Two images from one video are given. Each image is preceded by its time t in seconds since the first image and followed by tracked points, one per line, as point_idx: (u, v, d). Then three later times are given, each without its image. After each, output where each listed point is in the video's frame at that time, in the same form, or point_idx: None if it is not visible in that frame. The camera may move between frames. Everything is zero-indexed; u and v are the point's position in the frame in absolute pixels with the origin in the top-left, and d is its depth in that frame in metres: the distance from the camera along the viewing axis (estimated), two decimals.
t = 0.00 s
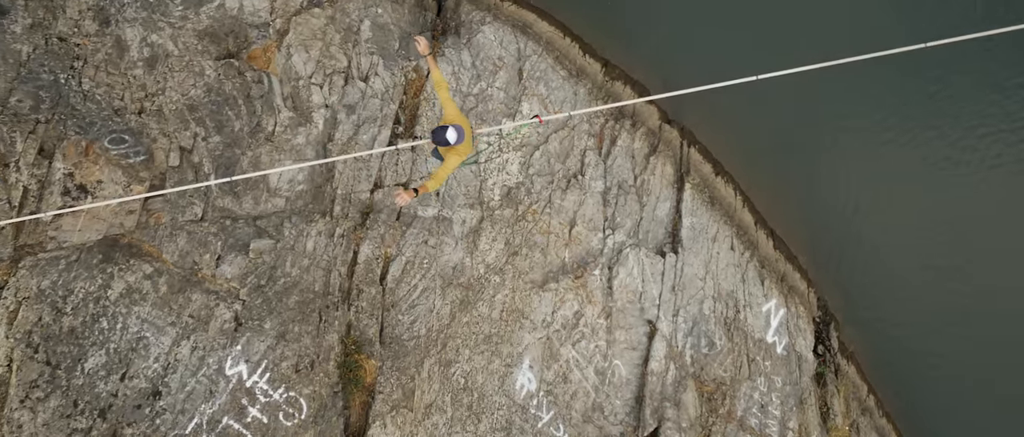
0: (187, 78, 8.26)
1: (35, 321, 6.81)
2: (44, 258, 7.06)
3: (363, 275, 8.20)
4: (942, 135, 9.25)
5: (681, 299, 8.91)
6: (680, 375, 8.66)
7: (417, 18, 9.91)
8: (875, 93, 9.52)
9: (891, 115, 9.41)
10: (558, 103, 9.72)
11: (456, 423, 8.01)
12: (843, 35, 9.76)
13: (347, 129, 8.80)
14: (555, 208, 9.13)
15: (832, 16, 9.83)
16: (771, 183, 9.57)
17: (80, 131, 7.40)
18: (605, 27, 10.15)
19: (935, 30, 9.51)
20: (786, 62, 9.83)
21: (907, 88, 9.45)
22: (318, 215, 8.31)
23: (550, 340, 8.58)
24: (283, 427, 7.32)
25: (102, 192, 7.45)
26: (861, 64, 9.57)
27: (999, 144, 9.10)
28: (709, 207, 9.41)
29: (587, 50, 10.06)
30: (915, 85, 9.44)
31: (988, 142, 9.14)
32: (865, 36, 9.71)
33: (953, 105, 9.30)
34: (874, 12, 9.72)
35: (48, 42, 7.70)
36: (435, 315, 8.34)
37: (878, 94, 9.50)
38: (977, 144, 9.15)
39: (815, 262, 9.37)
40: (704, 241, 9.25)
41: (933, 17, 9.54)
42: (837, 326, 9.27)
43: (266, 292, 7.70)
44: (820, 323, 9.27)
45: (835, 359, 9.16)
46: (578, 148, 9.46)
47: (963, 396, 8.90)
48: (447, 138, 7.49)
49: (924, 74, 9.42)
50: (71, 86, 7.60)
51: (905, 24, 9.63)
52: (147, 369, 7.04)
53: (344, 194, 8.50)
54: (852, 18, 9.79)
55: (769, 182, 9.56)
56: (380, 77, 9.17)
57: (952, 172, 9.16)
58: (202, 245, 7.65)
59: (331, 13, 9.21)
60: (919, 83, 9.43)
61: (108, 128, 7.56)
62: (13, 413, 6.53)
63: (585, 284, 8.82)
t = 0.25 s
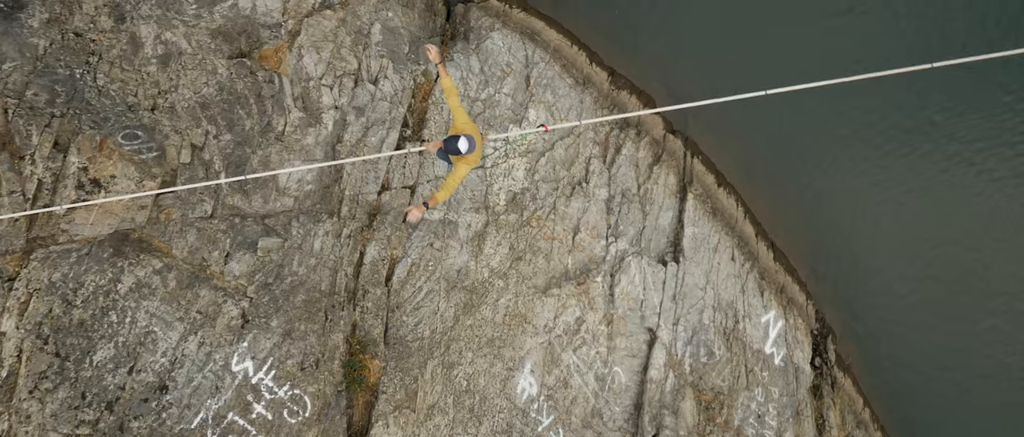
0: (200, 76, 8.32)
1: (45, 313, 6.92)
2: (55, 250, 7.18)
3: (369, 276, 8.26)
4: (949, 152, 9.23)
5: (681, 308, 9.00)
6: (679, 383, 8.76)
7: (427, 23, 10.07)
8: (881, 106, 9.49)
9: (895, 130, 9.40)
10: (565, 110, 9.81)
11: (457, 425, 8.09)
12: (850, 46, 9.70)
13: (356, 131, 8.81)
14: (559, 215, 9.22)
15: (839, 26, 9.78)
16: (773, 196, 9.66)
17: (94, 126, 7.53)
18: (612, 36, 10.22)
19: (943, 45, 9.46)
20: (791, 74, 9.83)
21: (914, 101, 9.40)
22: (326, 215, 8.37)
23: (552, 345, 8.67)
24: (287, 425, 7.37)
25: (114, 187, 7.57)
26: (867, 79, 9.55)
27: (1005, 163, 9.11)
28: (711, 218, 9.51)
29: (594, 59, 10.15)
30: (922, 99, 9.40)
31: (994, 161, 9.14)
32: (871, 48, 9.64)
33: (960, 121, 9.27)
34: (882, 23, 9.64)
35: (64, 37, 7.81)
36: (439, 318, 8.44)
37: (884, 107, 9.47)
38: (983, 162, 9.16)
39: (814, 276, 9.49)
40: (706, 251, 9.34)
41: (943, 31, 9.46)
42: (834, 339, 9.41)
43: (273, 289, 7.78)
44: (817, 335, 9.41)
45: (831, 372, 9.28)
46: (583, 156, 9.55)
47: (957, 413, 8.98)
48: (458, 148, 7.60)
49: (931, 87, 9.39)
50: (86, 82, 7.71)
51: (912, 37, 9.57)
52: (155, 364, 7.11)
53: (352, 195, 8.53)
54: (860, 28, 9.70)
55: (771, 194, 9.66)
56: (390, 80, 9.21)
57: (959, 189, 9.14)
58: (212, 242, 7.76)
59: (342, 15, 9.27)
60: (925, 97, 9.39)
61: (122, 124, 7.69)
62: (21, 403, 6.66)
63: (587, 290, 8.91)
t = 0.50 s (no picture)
0: (212, 76, 8.40)
1: (54, 307, 7.00)
2: (66, 245, 7.24)
3: (374, 279, 8.38)
4: (948, 169, 9.25)
5: (681, 319, 9.10)
6: (676, 393, 8.83)
7: (436, 29, 10.15)
8: (882, 124, 9.57)
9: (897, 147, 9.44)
10: (570, 120, 9.86)
11: (457, 429, 8.17)
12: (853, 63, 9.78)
13: (364, 135, 8.90)
14: (562, 224, 9.30)
15: (843, 44, 9.86)
16: (773, 210, 9.75)
17: (108, 123, 7.60)
18: (618, 47, 10.23)
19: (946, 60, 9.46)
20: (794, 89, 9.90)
21: (916, 118, 9.45)
22: (333, 217, 8.44)
23: (552, 353, 8.75)
24: (290, 424, 7.49)
25: (126, 184, 7.64)
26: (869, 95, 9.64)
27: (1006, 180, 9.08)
28: (712, 230, 9.62)
29: (601, 70, 10.15)
30: (924, 116, 9.43)
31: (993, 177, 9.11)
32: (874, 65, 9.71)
33: (961, 138, 9.25)
34: (885, 41, 9.72)
35: (80, 34, 7.86)
36: (442, 322, 8.52)
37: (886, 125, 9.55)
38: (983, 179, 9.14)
39: (812, 290, 9.57)
40: (706, 263, 9.44)
41: (946, 47, 9.49)
42: (831, 354, 9.48)
43: (279, 289, 7.86)
44: (814, 350, 9.50)
45: (827, 386, 9.38)
46: (587, 165, 9.62)
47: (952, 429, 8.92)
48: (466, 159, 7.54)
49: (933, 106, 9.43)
50: (100, 79, 7.78)
51: (915, 53, 9.61)
52: (161, 360, 7.22)
53: (358, 198, 8.63)
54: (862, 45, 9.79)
55: (772, 208, 9.75)
56: (398, 85, 9.31)
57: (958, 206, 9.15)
58: (220, 241, 7.84)
59: (353, 20, 9.36)
60: (927, 114, 9.43)
61: (135, 122, 7.76)
62: (29, 396, 6.74)
63: (588, 299, 8.99)
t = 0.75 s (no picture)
0: (223, 76, 8.47)
1: (63, 300, 7.10)
2: (76, 240, 7.34)
3: (378, 282, 8.47)
4: (950, 186, 9.34)
5: (680, 329, 9.18)
6: (674, 403, 8.92)
7: (445, 36, 10.13)
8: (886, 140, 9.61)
9: (900, 164, 9.51)
10: (575, 129, 9.83)
11: (457, 432, 8.28)
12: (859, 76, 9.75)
13: (372, 138, 8.98)
14: (565, 231, 9.36)
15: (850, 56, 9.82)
16: (773, 223, 9.83)
17: (120, 120, 7.67)
18: (624, 57, 10.25)
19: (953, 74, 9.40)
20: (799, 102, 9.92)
21: (920, 136, 9.51)
22: (339, 219, 8.51)
23: (552, 359, 8.83)
24: (292, 423, 7.59)
25: (138, 181, 7.72)
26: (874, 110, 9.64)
27: (1007, 200, 9.17)
28: (712, 242, 9.70)
29: (607, 80, 10.17)
30: (929, 133, 9.49)
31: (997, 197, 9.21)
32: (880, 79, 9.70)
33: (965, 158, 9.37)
34: (890, 54, 9.68)
35: (95, 31, 7.95)
36: (445, 326, 8.61)
37: (889, 141, 9.60)
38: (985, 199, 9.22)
39: (810, 303, 9.68)
40: (707, 274, 9.52)
41: (953, 61, 9.42)
42: (828, 367, 9.59)
43: (285, 289, 7.94)
44: (811, 363, 9.62)
45: (823, 400, 9.49)
46: (590, 174, 9.65)
47: None
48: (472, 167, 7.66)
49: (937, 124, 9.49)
50: (114, 76, 7.86)
51: (924, 67, 9.55)
52: (167, 356, 7.31)
53: (365, 201, 8.69)
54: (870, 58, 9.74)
55: (774, 221, 9.83)
56: (406, 90, 9.40)
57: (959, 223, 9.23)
58: (228, 239, 7.92)
59: (363, 24, 9.44)
60: (932, 132, 9.48)
61: (146, 120, 7.81)
62: (36, 388, 6.85)
63: (589, 307, 9.07)
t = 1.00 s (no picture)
0: (233, 76, 8.55)
1: (71, 293, 7.18)
2: (85, 234, 7.40)
3: (382, 283, 8.59)
4: (953, 201, 9.32)
5: (679, 338, 9.26)
6: (671, 411, 9.01)
7: (453, 41, 10.20)
8: (891, 154, 9.57)
9: (903, 178, 9.50)
10: (579, 137, 9.92)
11: (456, 434, 8.34)
12: (865, 89, 9.69)
13: (378, 141, 9.08)
14: (567, 239, 9.45)
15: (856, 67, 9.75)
16: (773, 235, 9.89)
17: (132, 117, 7.77)
18: (630, 66, 10.27)
19: (960, 90, 9.33)
20: (803, 114, 9.89)
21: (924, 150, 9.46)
22: (344, 220, 8.60)
23: (552, 364, 8.90)
24: (293, 421, 7.65)
25: (149, 177, 7.78)
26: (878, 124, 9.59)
27: (1008, 217, 9.17)
28: (713, 252, 9.79)
29: (611, 89, 10.23)
30: (932, 148, 9.44)
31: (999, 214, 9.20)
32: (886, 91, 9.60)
33: (969, 174, 9.31)
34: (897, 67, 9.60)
35: (109, 28, 8.03)
36: (446, 328, 8.72)
37: (893, 155, 9.56)
38: (987, 215, 9.22)
39: (807, 315, 9.76)
40: (706, 284, 9.61)
41: (960, 74, 9.34)
42: (824, 380, 9.67)
43: (289, 288, 8.05)
44: (807, 375, 9.71)
45: (818, 412, 9.61)
46: (594, 182, 9.73)
47: None
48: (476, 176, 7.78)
49: (942, 138, 9.42)
50: (126, 73, 7.94)
51: (931, 80, 9.46)
52: (171, 351, 7.41)
53: (370, 203, 8.79)
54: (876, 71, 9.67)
55: (774, 233, 9.88)
56: (414, 94, 9.48)
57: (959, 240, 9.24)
58: (234, 237, 8.02)
59: (373, 27, 9.50)
60: (936, 146, 9.43)
61: (157, 117, 7.91)
62: (42, 379, 6.93)
63: (590, 314, 9.15)
